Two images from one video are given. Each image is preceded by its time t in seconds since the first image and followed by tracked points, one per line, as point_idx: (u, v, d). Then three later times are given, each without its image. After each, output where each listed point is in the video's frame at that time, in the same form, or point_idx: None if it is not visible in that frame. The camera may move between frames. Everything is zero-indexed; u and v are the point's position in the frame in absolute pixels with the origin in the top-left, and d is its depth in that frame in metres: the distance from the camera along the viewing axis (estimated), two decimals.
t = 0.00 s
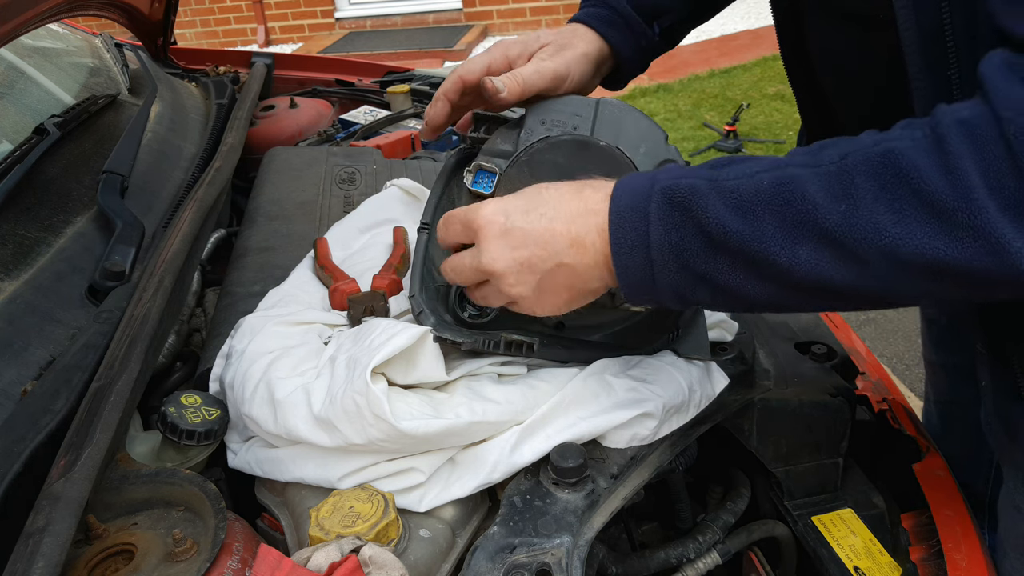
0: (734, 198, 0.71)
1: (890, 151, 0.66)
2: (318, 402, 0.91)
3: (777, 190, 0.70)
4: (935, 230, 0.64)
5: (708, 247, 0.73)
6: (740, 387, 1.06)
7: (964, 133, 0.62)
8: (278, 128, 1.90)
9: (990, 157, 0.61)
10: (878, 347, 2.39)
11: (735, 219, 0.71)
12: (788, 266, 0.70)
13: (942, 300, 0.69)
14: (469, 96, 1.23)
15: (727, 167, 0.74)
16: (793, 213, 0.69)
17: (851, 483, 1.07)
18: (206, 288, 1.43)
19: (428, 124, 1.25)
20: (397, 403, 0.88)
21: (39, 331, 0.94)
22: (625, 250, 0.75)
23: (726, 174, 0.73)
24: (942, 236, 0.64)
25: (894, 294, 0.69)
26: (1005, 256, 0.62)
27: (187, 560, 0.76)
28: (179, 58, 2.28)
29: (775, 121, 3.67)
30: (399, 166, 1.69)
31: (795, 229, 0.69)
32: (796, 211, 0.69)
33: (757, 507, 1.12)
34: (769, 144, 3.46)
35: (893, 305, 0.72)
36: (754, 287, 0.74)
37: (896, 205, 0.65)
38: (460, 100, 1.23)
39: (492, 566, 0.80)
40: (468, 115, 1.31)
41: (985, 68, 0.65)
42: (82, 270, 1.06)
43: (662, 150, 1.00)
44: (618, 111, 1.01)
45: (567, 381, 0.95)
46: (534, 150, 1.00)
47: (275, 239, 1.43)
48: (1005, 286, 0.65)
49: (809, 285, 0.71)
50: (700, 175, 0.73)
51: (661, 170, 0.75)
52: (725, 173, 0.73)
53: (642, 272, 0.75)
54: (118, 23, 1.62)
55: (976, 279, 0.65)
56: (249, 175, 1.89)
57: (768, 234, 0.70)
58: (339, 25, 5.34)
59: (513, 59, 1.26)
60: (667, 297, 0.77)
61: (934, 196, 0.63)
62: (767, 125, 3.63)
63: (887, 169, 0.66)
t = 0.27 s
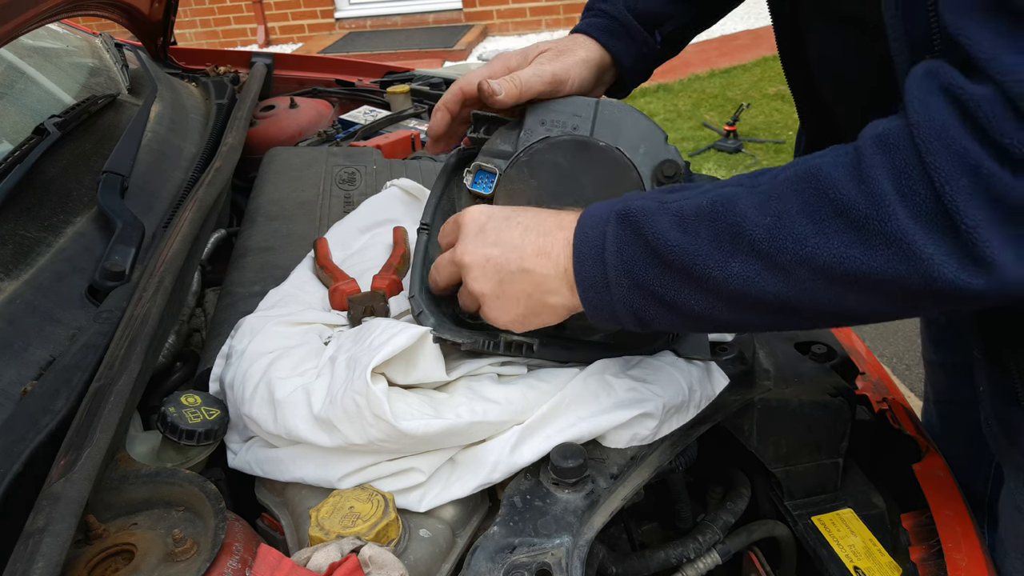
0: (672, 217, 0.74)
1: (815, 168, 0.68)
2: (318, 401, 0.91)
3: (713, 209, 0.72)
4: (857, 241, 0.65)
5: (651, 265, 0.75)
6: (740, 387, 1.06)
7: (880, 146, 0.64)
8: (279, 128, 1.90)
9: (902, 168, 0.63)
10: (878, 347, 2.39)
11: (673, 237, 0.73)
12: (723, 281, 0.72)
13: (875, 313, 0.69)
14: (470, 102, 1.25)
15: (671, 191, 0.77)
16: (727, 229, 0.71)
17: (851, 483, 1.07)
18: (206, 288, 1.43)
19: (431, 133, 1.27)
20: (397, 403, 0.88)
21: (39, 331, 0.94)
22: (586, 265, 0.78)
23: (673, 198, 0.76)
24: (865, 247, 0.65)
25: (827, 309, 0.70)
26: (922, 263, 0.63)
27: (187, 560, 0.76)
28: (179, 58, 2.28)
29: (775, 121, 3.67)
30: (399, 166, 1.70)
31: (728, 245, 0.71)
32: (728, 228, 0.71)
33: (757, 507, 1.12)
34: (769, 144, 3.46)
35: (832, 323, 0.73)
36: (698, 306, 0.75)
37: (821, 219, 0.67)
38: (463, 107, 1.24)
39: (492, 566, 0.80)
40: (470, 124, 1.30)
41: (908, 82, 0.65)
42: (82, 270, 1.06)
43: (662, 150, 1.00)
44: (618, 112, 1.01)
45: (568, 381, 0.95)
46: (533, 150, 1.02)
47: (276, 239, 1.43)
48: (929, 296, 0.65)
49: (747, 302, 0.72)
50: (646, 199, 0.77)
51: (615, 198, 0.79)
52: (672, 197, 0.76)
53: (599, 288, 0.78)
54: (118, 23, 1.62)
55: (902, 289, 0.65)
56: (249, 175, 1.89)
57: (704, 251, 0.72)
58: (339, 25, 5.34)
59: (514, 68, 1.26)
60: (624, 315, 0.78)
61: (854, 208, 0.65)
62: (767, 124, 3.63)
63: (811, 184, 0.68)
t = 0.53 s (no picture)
0: (616, 186, 0.76)
1: (734, 121, 0.70)
2: (319, 398, 0.91)
3: (649, 172, 0.74)
4: (783, 178, 0.65)
5: (597, 237, 0.76)
6: (740, 387, 1.06)
7: (795, 85, 0.65)
8: (279, 128, 1.90)
9: (813, 98, 0.63)
10: (878, 347, 2.39)
11: (614, 203, 0.74)
12: (657, 240, 0.72)
13: (830, 262, 0.67)
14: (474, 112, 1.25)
15: (619, 167, 0.79)
16: (656, 189, 0.72)
17: (851, 483, 1.07)
18: (206, 288, 1.43)
19: (453, 147, 1.22)
20: (398, 398, 0.88)
21: (39, 331, 0.94)
22: (537, 247, 0.81)
23: (618, 171, 0.78)
24: (796, 183, 0.65)
25: (779, 259, 0.69)
26: (870, 177, 0.61)
27: (187, 560, 0.76)
28: (180, 58, 2.28)
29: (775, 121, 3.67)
30: (399, 166, 1.70)
31: (656, 204, 0.72)
32: (658, 188, 0.72)
33: (757, 507, 1.12)
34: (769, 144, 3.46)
35: (790, 280, 0.71)
36: (647, 275, 0.75)
37: (730, 166, 0.68)
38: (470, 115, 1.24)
39: (492, 566, 0.80)
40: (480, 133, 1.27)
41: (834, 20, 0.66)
42: (82, 270, 1.06)
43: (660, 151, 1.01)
44: (613, 112, 1.02)
45: (568, 381, 0.95)
46: (528, 151, 1.03)
47: (276, 239, 1.43)
48: (882, 226, 0.63)
49: (691, 262, 0.72)
50: (595, 177, 0.79)
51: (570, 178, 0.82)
52: (618, 171, 0.78)
53: (547, 267, 0.80)
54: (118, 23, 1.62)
55: (849, 220, 0.64)
56: (249, 175, 1.89)
57: (637, 211, 0.73)
58: (339, 25, 5.34)
59: (513, 70, 1.27)
60: (576, 297, 0.80)
61: (765, 145, 0.66)
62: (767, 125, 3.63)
63: (727, 136, 0.69)
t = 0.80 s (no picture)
0: (629, 195, 0.75)
1: (749, 131, 0.69)
2: (319, 398, 0.91)
3: (664, 182, 0.73)
4: (801, 190, 0.65)
5: (611, 247, 0.75)
6: (740, 387, 1.06)
7: (812, 96, 0.65)
8: (279, 128, 1.90)
9: (829, 112, 0.63)
10: (878, 347, 2.40)
11: (629, 213, 0.74)
12: (673, 251, 0.72)
13: (847, 275, 0.67)
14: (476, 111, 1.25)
15: (631, 175, 0.78)
16: (672, 200, 0.72)
17: (851, 483, 1.07)
18: (206, 288, 1.43)
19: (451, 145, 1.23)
20: (398, 398, 0.88)
21: (39, 331, 0.94)
22: (548, 257, 0.80)
23: (632, 180, 0.77)
24: (815, 195, 0.65)
25: (795, 271, 0.68)
26: (891, 189, 0.61)
27: (187, 561, 0.76)
28: (180, 58, 2.28)
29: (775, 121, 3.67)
30: (399, 166, 1.70)
31: (672, 214, 0.71)
32: (673, 198, 0.72)
33: (757, 507, 1.12)
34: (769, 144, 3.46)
35: (807, 293, 0.71)
36: (662, 286, 0.74)
37: (747, 178, 0.68)
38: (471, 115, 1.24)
39: (493, 567, 0.79)
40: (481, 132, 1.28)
41: (848, 30, 0.66)
42: (82, 270, 1.06)
43: (659, 151, 1.01)
44: (613, 112, 1.02)
45: (568, 381, 0.95)
46: (528, 151, 1.04)
47: (276, 239, 1.43)
48: (900, 239, 0.62)
49: (707, 274, 0.72)
50: (609, 185, 0.79)
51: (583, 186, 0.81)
52: (631, 180, 0.77)
53: (561, 278, 0.79)
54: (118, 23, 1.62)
55: (868, 233, 0.64)
56: (249, 175, 1.89)
57: (652, 221, 0.73)
58: (339, 25, 5.34)
59: (512, 69, 1.26)
60: (590, 307, 0.79)
61: (781, 158, 0.66)
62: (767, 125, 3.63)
63: (744, 147, 0.69)
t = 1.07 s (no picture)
0: (624, 192, 0.75)
1: (740, 129, 0.70)
2: (319, 399, 0.91)
3: (658, 179, 0.73)
4: (790, 186, 0.65)
5: (605, 243, 0.76)
6: (740, 387, 1.06)
7: (802, 94, 0.65)
8: (279, 128, 1.90)
9: (818, 108, 0.63)
10: (878, 347, 2.40)
11: (621, 209, 0.74)
12: (664, 247, 0.72)
13: (835, 272, 0.67)
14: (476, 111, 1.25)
15: (626, 172, 0.79)
16: (664, 197, 0.72)
17: (851, 483, 1.07)
18: (206, 288, 1.43)
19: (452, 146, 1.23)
20: (398, 398, 0.88)
21: (39, 331, 0.94)
22: (545, 253, 0.80)
23: (629, 177, 0.78)
24: (804, 192, 0.65)
25: (784, 267, 0.68)
26: (878, 186, 0.61)
27: (187, 561, 0.76)
28: (180, 58, 2.28)
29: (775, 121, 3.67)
30: (399, 166, 1.69)
31: (663, 210, 0.72)
32: (665, 195, 0.72)
33: (757, 507, 1.12)
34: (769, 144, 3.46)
35: (797, 290, 0.71)
36: (654, 282, 0.74)
37: (738, 174, 0.68)
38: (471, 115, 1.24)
39: (492, 566, 0.79)
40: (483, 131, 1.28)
41: (840, 26, 0.65)
42: (82, 270, 1.06)
43: (658, 151, 1.01)
44: (613, 112, 1.02)
45: (568, 381, 0.95)
46: (528, 151, 1.04)
47: (276, 239, 1.43)
48: (888, 236, 0.62)
49: (698, 270, 0.72)
50: (604, 182, 0.79)
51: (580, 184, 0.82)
52: (628, 177, 0.78)
53: (557, 274, 0.79)
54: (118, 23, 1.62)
55: (857, 230, 0.64)
56: (249, 175, 1.89)
57: (645, 218, 0.73)
58: (339, 25, 5.34)
59: (512, 69, 1.26)
60: (585, 304, 0.79)
61: (771, 155, 0.66)
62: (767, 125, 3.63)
63: (734, 144, 0.69)
